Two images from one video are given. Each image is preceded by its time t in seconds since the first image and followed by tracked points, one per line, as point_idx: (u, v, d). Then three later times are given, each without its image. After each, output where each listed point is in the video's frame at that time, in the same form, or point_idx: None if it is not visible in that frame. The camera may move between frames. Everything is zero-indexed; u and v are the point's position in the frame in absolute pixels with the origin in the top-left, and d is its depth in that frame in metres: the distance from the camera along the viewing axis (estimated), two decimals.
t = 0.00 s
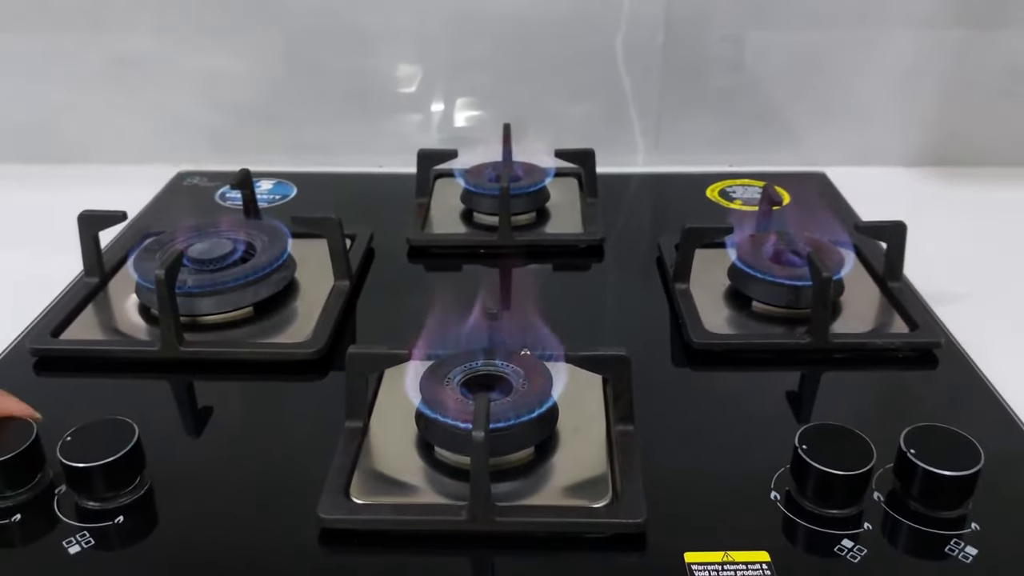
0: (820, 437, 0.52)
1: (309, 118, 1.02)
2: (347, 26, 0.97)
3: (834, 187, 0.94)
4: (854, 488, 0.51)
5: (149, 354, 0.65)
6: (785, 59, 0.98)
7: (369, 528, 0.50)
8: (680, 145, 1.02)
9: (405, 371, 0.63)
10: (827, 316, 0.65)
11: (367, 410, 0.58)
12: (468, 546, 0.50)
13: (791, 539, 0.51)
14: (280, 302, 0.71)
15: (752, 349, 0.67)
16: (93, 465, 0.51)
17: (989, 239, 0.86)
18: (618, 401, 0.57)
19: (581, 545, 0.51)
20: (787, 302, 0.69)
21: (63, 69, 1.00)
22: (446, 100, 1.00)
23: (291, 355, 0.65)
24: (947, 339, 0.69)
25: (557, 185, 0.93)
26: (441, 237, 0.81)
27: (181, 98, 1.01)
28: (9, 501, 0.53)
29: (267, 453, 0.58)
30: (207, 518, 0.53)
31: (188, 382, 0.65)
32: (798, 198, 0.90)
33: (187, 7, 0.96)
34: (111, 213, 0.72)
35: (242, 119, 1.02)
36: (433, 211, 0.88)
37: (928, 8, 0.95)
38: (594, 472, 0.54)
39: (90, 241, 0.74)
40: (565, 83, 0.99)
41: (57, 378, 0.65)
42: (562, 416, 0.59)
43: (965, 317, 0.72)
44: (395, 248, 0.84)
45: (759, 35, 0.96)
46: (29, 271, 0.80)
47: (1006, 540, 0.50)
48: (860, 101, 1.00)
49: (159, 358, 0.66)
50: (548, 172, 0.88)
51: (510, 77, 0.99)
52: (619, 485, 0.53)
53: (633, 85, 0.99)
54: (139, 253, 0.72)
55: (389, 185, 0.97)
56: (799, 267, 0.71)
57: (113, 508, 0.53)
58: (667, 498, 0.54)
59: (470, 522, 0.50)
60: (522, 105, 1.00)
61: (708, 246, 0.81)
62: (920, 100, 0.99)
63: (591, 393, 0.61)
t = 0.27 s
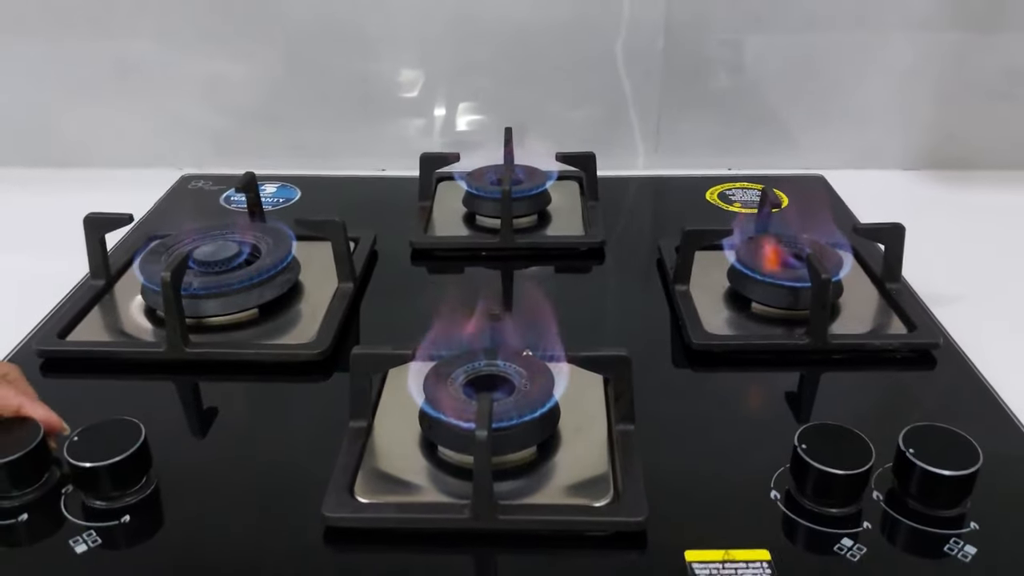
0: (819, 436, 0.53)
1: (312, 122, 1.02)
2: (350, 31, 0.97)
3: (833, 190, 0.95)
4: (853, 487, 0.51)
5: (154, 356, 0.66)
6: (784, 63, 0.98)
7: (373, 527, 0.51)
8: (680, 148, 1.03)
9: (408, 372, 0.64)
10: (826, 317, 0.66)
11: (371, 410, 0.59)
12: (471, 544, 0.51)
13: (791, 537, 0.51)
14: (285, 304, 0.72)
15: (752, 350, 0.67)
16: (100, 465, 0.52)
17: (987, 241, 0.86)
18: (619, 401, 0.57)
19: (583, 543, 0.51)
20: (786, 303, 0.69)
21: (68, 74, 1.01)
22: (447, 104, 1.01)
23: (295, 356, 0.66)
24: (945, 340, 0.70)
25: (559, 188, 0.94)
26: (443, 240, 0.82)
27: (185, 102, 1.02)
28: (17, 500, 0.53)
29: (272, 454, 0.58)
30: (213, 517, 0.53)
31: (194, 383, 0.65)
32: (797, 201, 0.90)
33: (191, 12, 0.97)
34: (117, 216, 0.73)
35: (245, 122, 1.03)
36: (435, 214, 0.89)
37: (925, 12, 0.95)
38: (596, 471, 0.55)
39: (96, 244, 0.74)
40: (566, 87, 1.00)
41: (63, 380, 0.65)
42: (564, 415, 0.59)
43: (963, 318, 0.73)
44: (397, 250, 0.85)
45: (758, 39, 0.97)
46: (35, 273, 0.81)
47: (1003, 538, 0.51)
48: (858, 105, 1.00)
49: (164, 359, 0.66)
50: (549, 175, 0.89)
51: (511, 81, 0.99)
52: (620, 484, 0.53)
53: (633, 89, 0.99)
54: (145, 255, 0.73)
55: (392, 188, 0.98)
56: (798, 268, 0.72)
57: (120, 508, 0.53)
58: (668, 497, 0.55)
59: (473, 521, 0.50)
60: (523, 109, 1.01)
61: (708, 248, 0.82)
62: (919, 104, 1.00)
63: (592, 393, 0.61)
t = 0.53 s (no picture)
0: (828, 449, 0.52)
1: (312, 129, 1.02)
2: (351, 37, 0.97)
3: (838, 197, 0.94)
4: (863, 500, 0.50)
5: (153, 366, 0.65)
6: (788, 70, 0.98)
7: (375, 541, 0.50)
8: (684, 155, 1.02)
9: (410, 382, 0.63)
10: (833, 326, 0.65)
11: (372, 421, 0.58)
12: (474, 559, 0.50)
13: (800, 552, 0.51)
14: (285, 313, 0.71)
15: (758, 360, 0.67)
16: (97, 478, 0.51)
17: (993, 249, 0.85)
18: (625, 412, 0.56)
19: (589, 558, 0.50)
20: (793, 312, 0.69)
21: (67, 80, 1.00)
22: (449, 110, 1.00)
23: (295, 366, 0.65)
24: (954, 349, 0.69)
25: (562, 194, 0.93)
26: (445, 248, 0.81)
27: (185, 109, 1.01)
28: (13, 514, 0.52)
29: (272, 465, 0.57)
30: (212, 530, 0.52)
31: (193, 393, 0.65)
32: (803, 208, 0.90)
33: (191, 18, 0.96)
34: (116, 224, 0.72)
35: (246, 129, 1.02)
36: (437, 221, 0.88)
37: (930, 18, 0.95)
38: (601, 483, 0.54)
39: (95, 252, 0.74)
40: (569, 94, 0.99)
41: (61, 390, 0.65)
42: (568, 426, 0.58)
43: (971, 327, 0.72)
44: (399, 258, 0.84)
45: (762, 45, 0.96)
46: (33, 282, 0.80)
47: (1016, 553, 0.50)
48: (863, 111, 1.00)
49: (163, 369, 0.65)
50: (552, 182, 0.88)
51: (513, 87, 0.99)
52: (626, 497, 0.53)
53: (636, 96, 0.99)
54: (144, 264, 0.72)
55: (393, 195, 0.97)
56: (805, 277, 0.71)
57: (117, 521, 0.52)
58: (675, 510, 0.54)
59: (476, 535, 0.49)
60: (525, 115, 1.00)
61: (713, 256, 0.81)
62: (924, 110, 1.00)
63: (597, 404, 0.61)
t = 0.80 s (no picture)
0: (834, 462, 0.51)
1: (308, 132, 1.00)
2: (348, 39, 0.95)
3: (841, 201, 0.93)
4: (870, 516, 0.49)
5: (142, 374, 0.64)
6: (791, 72, 0.96)
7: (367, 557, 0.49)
8: (685, 159, 1.01)
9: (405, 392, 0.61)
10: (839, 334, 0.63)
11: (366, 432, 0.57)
12: None
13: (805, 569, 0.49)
14: (278, 320, 0.70)
15: (761, 369, 0.65)
16: (81, 492, 0.49)
17: (1000, 255, 0.84)
18: (625, 423, 0.55)
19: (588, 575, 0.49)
20: (797, 320, 0.67)
21: (60, 82, 0.99)
22: (447, 113, 0.99)
23: (288, 375, 0.63)
24: (962, 358, 0.67)
25: (561, 199, 0.92)
26: (442, 253, 0.80)
27: (179, 111, 1.00)
28: None
29: (262, 478, 0.56)
30: (199, 545, 0.51)
31: (183, 403, 0.63)
32: (806, 213, 0.88)
33: (185, 19, 0.95)
34: (106, 229, 0.70)
35: (241, 132, 1.01)
36: (434, 226, 0.87)
37: (935, 20, 0.93)
38: (600, 497, 0.53)
39: (85, 258, 0.72)
40: (569, 97, 0.98)
41: (48, 399, 0.63)
42: (567, 438, 0.57)
43: (979, 335, 0.71)
44: (395, 263, 0.82)
45: (765, 47, 0.95)
46: (23, 287, 0.79)
47: None
48: (867, 115, 0.98)
49: (153, 377, 0.64)
50: (551, 186, 0.87)
51: (512, 90, 0.97)
52: (627, 511, 0.51)
53: (637, 99, 0.97)
54: (134, 270, 0.71)
55: (390, 199, 0.96)
56: (809, 284, 0.69)
57: (103, 536, 0.51)
58: (676, 524, 0.52)
59: (472, 551, 0.48)
60: (524, 119, 0.99)
61: (715, 261, 0.79)
62: (928, 113, 0.98)
63: (597, 415, 0.59)
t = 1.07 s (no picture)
0: (838, 475, 0.49)
1: (305, 134, 0.99)
2: (344, 39, 0.94)
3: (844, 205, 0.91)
4: (876, 531, 0.47)
5: (131, 381, 0.62)
6: (794, 74, 0.95)
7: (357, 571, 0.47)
8: (686, 161, 0.99)
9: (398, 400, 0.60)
10: (842, 341, 0.62)
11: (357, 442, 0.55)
12: None
13: None
14: (271, 326, 0.69)
15: (763, 377, 0.64)
16: (63, 504, 0.48)
17: (1006, 260, 0.82)
18: (623, 434, 0.54)
19: None
20: (800, 327, 0.66)
21: (54, 83, 0.97)
22: (445, 115, 0.97)
23: (279, 382, 0.62)
24: (968, 366, 0.66)
25: (560, 202, 0.90)
26: (439, 257, 0.79)
27: (174, 113, 0.98)
28: None
29: (252, 488, 0.55)
30: (187, 558, 0.49)
31: (172, 411, 0.62)
32: (808, 217, 0.87)
33: (180, 20, 0.93)
34: (96, 233, 0.69)
35: (236, 134, 0.99)
36: (430, 230, 0.86)
37: (940, 21, 0.92)
38: (598, 510, 0.51)
39: (74, 262, 0.71)
40: (568, 98, 0.96)
41: (35, 406, 0.62)
42: (564, 448, 0.56)
43: (986, 342, 0.69)
44: (391, 268, 0.81)
45: (767, 49, 0.94)
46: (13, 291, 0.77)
47: None
48: (870, 118, 0.97)
49: (142, 385, 0.63)
50: (550, 190, 0.86)
51: (511, 92, 0.96)
52: (625, 524, 0.50)
53: (637, 101, 0.96)
54: (124, 274, 0.69)
55: (386, 202, 0.94)
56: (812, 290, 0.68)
57: (86, 549, 0.49)
58: (676, 537, 0.51)
59: (465, 566, 0.47)
60: (523, 121, 0.97)
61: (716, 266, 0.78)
62: (933, 116, 0.97)
63: (595, 425, 0.58)
